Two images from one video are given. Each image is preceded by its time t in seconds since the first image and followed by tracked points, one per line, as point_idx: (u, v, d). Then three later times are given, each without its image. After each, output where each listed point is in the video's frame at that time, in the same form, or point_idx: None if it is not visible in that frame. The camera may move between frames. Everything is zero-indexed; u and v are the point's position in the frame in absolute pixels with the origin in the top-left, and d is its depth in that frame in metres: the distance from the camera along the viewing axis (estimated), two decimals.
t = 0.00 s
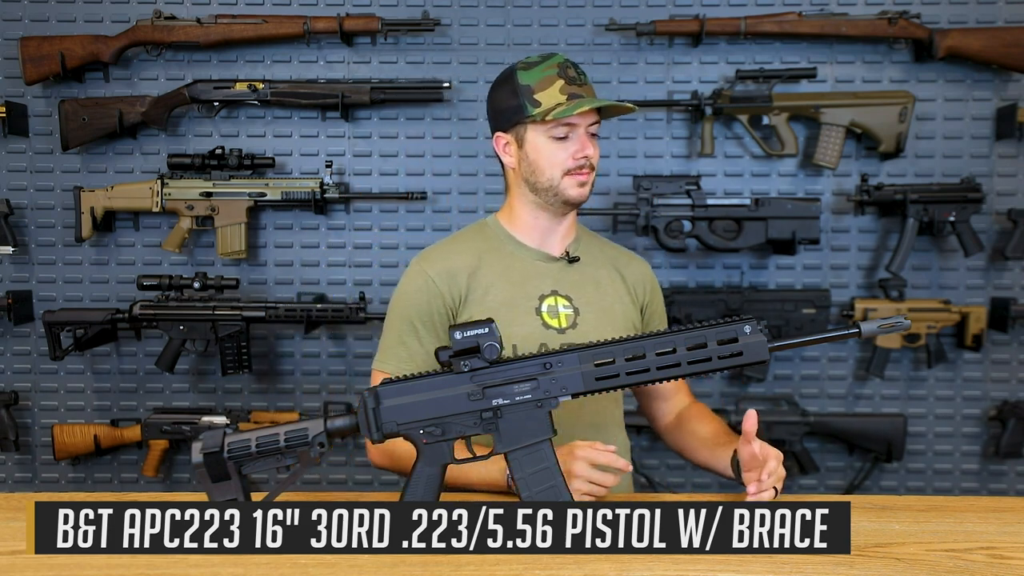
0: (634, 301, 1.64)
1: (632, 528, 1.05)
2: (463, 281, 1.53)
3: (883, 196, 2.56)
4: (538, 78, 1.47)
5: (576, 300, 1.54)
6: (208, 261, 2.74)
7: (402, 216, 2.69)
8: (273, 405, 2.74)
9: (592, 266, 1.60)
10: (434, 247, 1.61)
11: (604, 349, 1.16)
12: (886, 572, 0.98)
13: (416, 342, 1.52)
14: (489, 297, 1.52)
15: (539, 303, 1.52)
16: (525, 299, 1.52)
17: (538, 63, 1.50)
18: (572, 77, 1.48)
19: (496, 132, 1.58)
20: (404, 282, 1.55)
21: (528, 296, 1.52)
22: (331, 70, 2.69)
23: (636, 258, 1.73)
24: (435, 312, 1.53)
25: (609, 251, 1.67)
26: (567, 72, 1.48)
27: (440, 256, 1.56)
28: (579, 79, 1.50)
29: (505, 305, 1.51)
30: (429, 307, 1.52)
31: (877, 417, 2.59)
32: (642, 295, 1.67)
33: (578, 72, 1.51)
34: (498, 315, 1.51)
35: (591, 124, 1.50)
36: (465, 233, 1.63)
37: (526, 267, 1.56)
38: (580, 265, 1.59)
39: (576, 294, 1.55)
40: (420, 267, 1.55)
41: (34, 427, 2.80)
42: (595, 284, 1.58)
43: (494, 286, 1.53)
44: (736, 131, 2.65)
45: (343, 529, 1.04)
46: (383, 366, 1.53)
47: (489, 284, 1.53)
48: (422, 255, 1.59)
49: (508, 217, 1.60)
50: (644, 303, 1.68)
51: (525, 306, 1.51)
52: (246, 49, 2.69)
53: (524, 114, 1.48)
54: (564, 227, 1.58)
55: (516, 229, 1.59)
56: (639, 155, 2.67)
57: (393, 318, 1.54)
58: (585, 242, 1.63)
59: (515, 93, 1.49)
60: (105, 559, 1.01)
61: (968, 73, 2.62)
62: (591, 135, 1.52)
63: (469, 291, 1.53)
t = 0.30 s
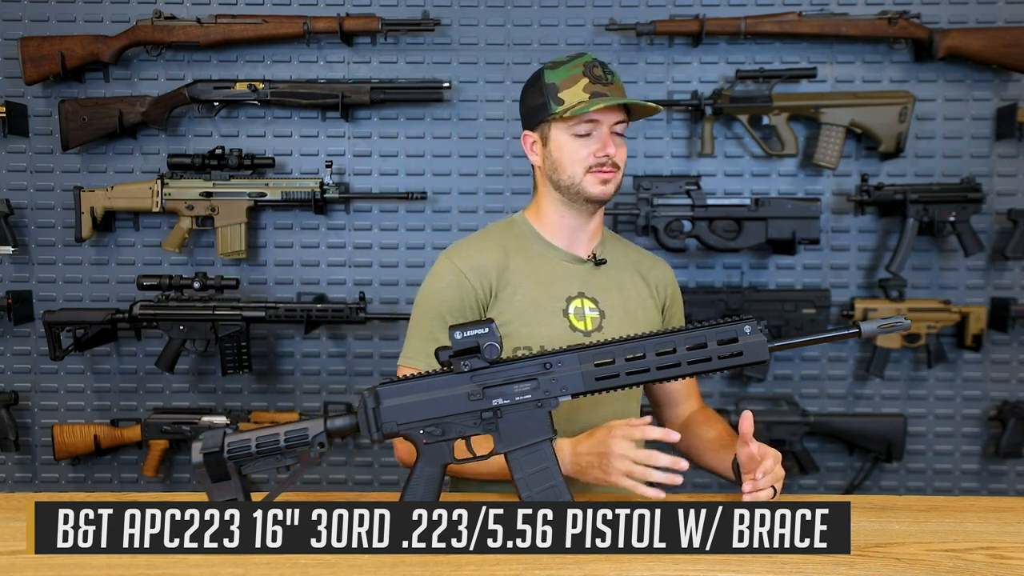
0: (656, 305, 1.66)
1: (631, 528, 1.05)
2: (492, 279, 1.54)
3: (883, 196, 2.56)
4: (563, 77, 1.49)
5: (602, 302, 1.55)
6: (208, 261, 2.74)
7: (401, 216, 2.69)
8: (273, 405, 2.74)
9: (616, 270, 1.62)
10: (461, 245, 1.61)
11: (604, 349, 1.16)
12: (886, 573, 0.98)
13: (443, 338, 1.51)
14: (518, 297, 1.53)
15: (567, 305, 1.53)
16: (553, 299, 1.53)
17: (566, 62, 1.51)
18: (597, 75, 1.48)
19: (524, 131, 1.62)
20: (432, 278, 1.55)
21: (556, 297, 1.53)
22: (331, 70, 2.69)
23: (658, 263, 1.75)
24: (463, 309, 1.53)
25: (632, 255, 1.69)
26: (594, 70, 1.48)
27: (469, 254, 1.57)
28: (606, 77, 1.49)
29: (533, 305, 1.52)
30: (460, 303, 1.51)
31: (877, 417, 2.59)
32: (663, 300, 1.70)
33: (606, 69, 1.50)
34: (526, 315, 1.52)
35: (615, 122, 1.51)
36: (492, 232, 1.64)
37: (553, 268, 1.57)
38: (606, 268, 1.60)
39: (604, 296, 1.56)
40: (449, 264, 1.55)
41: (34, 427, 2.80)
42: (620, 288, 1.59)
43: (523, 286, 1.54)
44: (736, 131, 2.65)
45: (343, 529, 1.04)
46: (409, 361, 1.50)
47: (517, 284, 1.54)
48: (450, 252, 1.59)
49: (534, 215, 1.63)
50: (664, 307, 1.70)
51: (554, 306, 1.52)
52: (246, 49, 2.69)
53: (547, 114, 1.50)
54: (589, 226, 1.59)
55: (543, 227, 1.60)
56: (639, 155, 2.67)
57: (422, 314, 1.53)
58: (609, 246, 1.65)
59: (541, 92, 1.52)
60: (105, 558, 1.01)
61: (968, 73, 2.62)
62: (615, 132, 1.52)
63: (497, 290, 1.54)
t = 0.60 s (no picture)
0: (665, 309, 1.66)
1: (631, 528, 1.05)
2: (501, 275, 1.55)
3: (883, 196, 2.56)
4: (560, 82, 1.50)
5: (608, 306, 1.56)
6: (208, 261, 2.74)
7: (401, 216, 2.69)
8: (273, 405, 2.74)
9: (625, 272, 1.62)
10: (473, 239, 1.62)
11: (604, 349, 1.16)
12: (886, 573, 0.98)
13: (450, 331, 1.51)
14: (525, 295, 1.54)
15: (572, 306, 1.54)
16: (559, 300, 1.54)
17: (568, 66, 1.52)
18: (590, 83, 1.47)
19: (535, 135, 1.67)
20: (444, 269, 1.57)
21: (562, 298, 1.54)
22: (331, 70, 2.69)
23: (672, 266, 1.74)
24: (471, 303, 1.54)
25: (644, 257, 1.69)
26: (589, 78, 1.48)
27: (480, 248, 1.58)
28: (601, 84, 1.47)
29: (540, 304, 1.54)
30: (469, 298, 1.52)
31: (877, 417, 2.60)
32: (674, 304, 1.69)
33: (602, 76, 1.48)
34: (531, 314, 1.53)
35: (607, 131, 1.50)
36: (505, 229, 1.66)
37: (562, 269, 1.58)
38: (615, 271, 1.61)
39: (611, 299, 1.57)
40: (460, 256, 1.56)
41: (34, 427, 2.80)
42: (629, 291, 1.60)
43: (531, 284, 1.55)
44: (736, 131, 2.65)
45: (343, 529, 1.04)
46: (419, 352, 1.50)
47: (525, 283, 1.55)
48: (462, 245, 1.60)
49: (540, 217, 1.66)
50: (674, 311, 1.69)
51: (559, 306, 1.53)
52: (246, 49, 2.69)
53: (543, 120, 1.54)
54: (587, 234, 1.59)
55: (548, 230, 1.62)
56: (639, 155, 2.66)
57: (432, 305, 1.54)
58: (621, 248, 1.65)
59: (542, 97, 1.55)
60: (105, 558, 1.01)
61: (968, 73, 2.62)
62: (609, 141, 1.52)
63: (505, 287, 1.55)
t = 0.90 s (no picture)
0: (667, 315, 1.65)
1: (631, 528, 1.05)
2: (499, 275, 1.56)
3: (883, 196, 2.55)
4: (576, 84, 1.49)
5: (606, 311, 1.57)
6: (208, 261, 2.74)
7: (401, 216, 2.69)
8: (273, 405, 2.74)
9: (626, 277, 1.61)
10: (476, 236, 1.63)
11: (604, 349, 1.16)
12: (886, 573, 0.98)
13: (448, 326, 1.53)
14: (523, 297, 1.55)
15: (569, 310, 1.55)
16: (557, 303, 1.55)
17: (586, 70, 1.51)
18: (607, 89, 1.45)
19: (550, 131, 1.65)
20: (445, 265, 1.58)
21: (560, 302, 1.55)
22: (331, 70, 2.69)
23: (679, 271, 1.72)
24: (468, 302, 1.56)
25: (649, 262, 1.67)
26: (606, 84, 1.46)
27: (482, 246, 1.59)
28: (617, 92, 1.46)
29: (537, 307, 1.55)
30: (467, 296, 1.53)
31: (877, 417, 2.60)
32: (677, 310, 1.67)
33: (619, 83, 1.46)
34: (527, 316, 1.54)
35: (616, 140, 1.48)
36: (510, 227, 1.66)
37: (562, 271, 1.58)
38: (616, 277, 1.60)
39: (610, 305, 1.57)
40: (461, 254, 1.57)
41: (34, 427, 2.80)
42: (630, 297, 1.60)
43: (531, 286, 1.56)
44: (736, 130, 2.65)
45: (343, 529, 1.04)
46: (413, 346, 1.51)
47: (523, 285, 1.56)
48: (464, 241, 1.61)
49: (547, 215, 1.65)
50: (677, 317, 1.68)
51: (557, 310, 1.54)
52: (247, 49, 2.69)
53: (555, 119, 1.52)
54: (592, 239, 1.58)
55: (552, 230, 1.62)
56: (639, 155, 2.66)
57: (431, 301, 1.55)
58: (626, 253, 1.64)
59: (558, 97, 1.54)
60: (105, 559, 1.01)
61: (968, 73, 2.62)
62: (618, 150, 1.50)
63: (503, 288, 1.56)
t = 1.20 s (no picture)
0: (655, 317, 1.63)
1: (631, 528, 1.05)
2: (481, 274, 1.58)
3: (883, 196, 2.55)
4: (554, 79, 1.50)
5: (589, 312, 1.56)
6: (208, 261, 2.74)
7: (401, 216, 2.69)
8: (273, 406, 2.74)
9: (613, 279, 1.60)
10: (461, 235, 1.65)
11: (604, 349, 1.16)
12: (886, 573, 0.98)
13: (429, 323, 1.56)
14: (504, 296, 1.56)
15: (552, 310, 1.55)
16: (539, 302, 1.55)
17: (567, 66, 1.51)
18: (579, 83, 1.45)
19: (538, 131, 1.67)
20: (428, 263, 1.61)
21: (543, 301, 1.55)
22: (331, 70, 2.69)
23: (672, 273, 1.70)
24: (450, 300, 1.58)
25: (638, 263, 1.66)
26: (579, 77, 1.46)
27: (465, 245, 1.60)
28: (589, 86, 1.45)
29: (518, 306, 1.55)
30: (445, 295, 1.58)
31: (877, 417, 2.60)
32: (667, 312, 1.66)
33: (593, 77, 1.45)
34: (508, 316, 1.55)
35: (586, 134, 1.48)
36: (496, 226, 1.67)
37: (546, 271, 1.58)
38: (603, 278, 1.59)
39: (594, 306, 1.56)
40: (444, 252, 1.60)
41: (34, 427, 2.80)
42: (616, 298, 1.59)
43: (513, 284, 1.57)
44: (736, 131, 2.65)
45: (343, 529, 1.04)
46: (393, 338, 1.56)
47: (505, 284, 1.57)
48: (449, 241, 1.64)
49: (534, 214, 1.66)
50: (667, 320, 1.66)
51: (538, 309, 1.54)
52: (247, 49, 2.69)
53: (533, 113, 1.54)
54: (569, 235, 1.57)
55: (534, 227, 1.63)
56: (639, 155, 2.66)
57: (414, 298, 1.59)
58: (614, 253, 1.63)
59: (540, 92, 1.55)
60: (104, 559, 1.01)
61: (968, 73, 2.62)
62: (589, 145, 1.50)
63: (485, 287, 1.57)
